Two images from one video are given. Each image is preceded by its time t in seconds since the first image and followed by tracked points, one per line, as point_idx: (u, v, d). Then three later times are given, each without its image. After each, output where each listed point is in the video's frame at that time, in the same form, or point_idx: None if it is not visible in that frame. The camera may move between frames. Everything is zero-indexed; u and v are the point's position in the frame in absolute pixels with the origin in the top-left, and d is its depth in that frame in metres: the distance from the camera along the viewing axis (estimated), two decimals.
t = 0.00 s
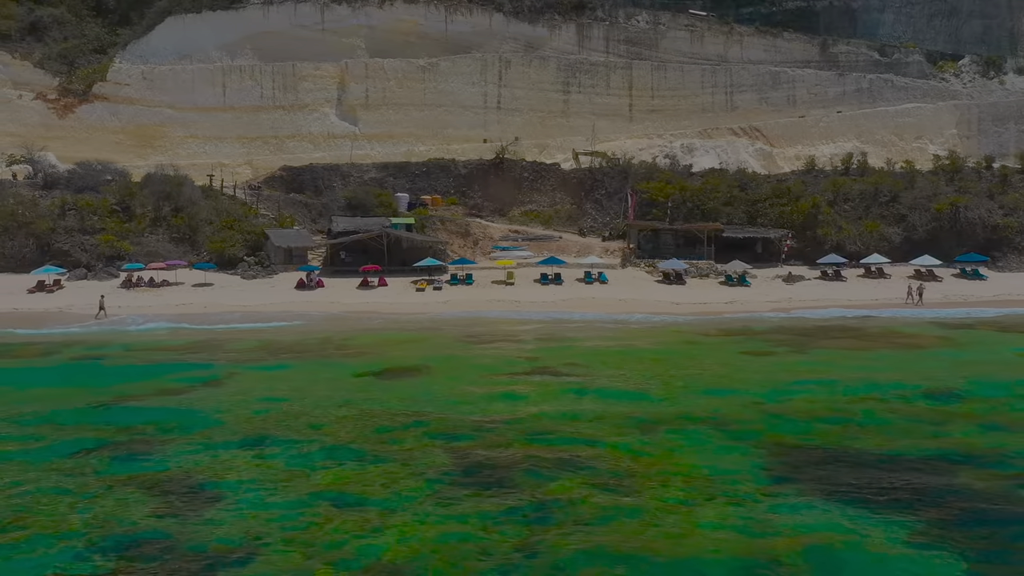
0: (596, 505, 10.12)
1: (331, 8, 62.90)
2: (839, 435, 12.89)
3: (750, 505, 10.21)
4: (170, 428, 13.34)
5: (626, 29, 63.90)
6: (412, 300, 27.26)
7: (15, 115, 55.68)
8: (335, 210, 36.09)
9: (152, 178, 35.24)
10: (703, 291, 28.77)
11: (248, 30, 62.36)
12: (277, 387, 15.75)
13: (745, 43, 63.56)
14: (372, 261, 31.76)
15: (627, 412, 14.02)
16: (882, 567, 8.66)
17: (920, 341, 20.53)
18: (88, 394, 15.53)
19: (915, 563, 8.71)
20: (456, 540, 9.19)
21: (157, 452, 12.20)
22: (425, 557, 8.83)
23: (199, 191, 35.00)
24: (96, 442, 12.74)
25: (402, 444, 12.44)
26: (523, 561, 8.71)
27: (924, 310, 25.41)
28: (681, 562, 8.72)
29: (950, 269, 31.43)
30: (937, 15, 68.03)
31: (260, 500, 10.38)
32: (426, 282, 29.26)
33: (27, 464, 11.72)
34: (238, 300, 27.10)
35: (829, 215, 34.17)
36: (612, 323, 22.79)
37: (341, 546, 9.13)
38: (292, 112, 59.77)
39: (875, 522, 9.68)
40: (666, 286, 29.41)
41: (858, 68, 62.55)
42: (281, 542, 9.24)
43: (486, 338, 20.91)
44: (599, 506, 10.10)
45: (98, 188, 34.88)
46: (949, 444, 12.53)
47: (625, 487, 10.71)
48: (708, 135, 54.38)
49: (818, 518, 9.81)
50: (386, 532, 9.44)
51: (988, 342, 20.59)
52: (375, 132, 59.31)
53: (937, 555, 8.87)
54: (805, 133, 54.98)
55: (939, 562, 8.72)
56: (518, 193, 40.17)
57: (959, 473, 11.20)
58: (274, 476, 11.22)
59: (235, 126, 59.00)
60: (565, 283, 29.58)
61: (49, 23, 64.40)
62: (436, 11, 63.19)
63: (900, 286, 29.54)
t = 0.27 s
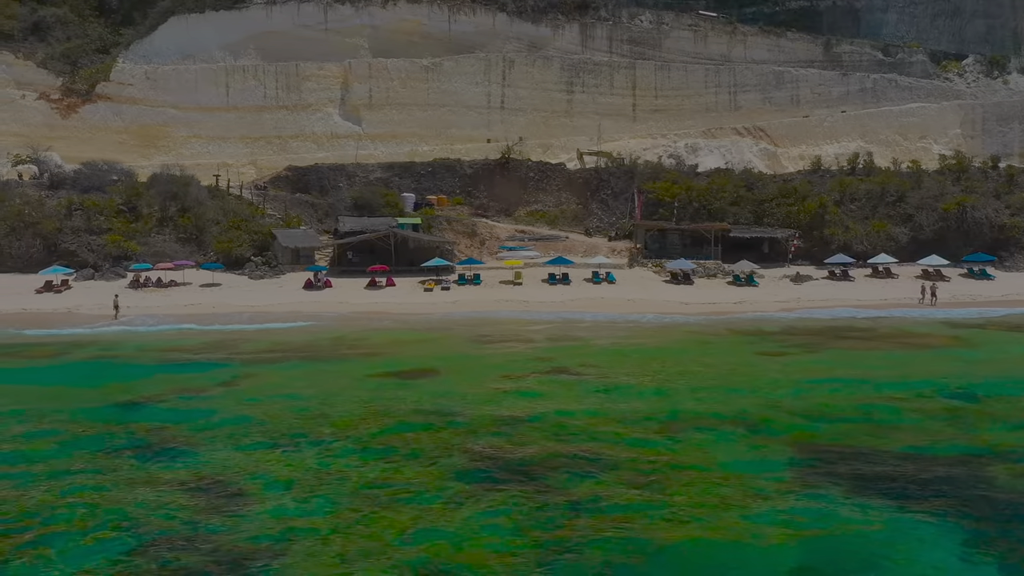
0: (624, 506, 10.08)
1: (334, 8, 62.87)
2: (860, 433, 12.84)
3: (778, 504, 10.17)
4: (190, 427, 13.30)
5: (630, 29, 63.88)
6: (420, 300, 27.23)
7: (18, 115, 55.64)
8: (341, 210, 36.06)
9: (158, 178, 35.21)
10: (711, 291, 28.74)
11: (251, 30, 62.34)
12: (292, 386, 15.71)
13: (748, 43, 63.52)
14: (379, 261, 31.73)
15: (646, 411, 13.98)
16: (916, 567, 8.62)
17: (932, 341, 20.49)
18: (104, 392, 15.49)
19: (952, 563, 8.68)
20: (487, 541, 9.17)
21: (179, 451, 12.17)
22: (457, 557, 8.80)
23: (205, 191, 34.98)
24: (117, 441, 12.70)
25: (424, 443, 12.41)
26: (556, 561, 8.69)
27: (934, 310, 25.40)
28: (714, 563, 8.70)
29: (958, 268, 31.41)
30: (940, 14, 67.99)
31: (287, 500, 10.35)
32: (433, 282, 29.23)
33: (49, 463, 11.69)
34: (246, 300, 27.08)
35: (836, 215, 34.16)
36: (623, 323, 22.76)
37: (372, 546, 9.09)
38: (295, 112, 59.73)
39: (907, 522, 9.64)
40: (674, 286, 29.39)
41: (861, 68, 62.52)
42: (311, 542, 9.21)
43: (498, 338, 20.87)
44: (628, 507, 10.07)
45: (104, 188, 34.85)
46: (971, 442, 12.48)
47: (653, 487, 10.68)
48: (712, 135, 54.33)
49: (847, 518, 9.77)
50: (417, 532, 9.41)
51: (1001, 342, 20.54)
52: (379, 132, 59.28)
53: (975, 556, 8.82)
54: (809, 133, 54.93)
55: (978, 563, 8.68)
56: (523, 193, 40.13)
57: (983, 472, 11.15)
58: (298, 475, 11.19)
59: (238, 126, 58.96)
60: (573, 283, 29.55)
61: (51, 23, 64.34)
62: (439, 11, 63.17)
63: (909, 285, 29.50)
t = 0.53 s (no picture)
0: (653, 507, 10.07)
1: (338, 8, 62.85)
2: (881, 431, 12.81)
3: (808, 505, 10.13)
4: (211, 427, 13.28)
5: (633, 29, 63.87)
6: (429, 300, 27.22)
7: (22, 115, 55.65)
8: (348, 210, 36.06)
9: (165, 178, 35.21)
10: (719, 291, 28.73)
11: (255, 30, 62.33)
12: (308, 386, 15.68)
13: (752, 43, 63.50)
14: (386, 261, 31.72)
15: (666, 412, 13.96)
16: (949, 568, 8.59)
17: (945, 341, 20.45)
18: (122, 392, 15.49)
19: (991, 563, 8.67)
20: (519, 543, 9.14)
21: (201, 451, 12.16)
22: (490, 559, 8.78)
23: (212, 191, 34.98)
24: (138, 440, 12.68)
25: (447, 444, 12.39)
26: (588, 563, 8.66)
27: (944, 310, 25.39)
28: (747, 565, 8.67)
29: (965, 269, 31.40)
30: (944, 14, 67.98)
31: (313, 501, 10.33)
32: (442, 282, 29.23)
33: (72, 463, 11.68)
34: (255, 300, 27.08)
35: (843, 215, 34.16)
36: (634, 323, 22.74)
37: (403, 548, 9.07)
38: (299, 112, 59.72)
39: (940, 521, 9.64)
40: (681, 286, 29.38)
41: (865, 68, 62.51)
42: (342, 544, 9.19)
43: (509, 338, 20.85)
44: (656, 509, 10.03)
45: (111, 188, 34.84)
46: (993, 440, 12.45)
47: (679, 488, 10.66)
48: (716, 135, 54.33)
49: (878, 519, 9.74)
50: (447, 534, 9.38)
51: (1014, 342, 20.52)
52: (383, 132, 59.29)
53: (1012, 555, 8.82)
54: (814, 133, 54.91)
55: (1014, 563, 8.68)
56: (529, 193, 40.13)
57: (1007, 471, 11.12)
58: (323, 476, 11.17)
59: (242, 126, 58.95)
60: (582, 283, 29.55)
61: (55, 23, 64.32)
62: (443, 11, 63.16)
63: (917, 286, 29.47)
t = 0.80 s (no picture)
0: (682, 505, 10.02)
1: (341, 8, 62.76)
2: (901, 430, 12.77)
3: (836, 502, 10.09)
4: (231, 426, 13.24)
5: (637, 29, 63.88)
6: (437, 300, 27.19)
7: (25, 115, 55.67)
8: (353, 210, 36.04)
9: (171, 178, 35.18)
10: (727, 292, 28.70)
11: (258, 30, 62.27)
12: (323, 384, 15.62)
13: (755, 43, 63.46)
14: (392, 261, 31.67)
15: (686, 410, 13.92)
16: (987, 568, 8.53)
17: (959, 340, 20.38)
18: (138, 391, 15.44)
19: None
20: (551, 539, 9.10)
21: (224, 450, 12.11)
22: (522, 556, 8.73)
23: (218, 191, 34.95)
24: (159, 439, 12.64)
25: (470, 442, 12.34)
26: (624, 561, 8.60)
27: (953, 310, 25.37)
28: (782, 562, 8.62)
29: (972, 269, 31.38)
30: (947, 14, 67.96)
31: (340, 500, 10.28)
32: (449, 282, 29.20)
33: (93, 462, 11.64)
34: (263, 300, 27.05)
35: (850, 215, 34.14)
36: (643, 323, 22.72)
37: (434, 547, 9.03)
38: (302, 113, 59.67)
39: (974, 520, 9.59)
40: (689, 286, 29.34)
41: (869, 68, 62.52)
42: (372, 543, 9.14)
43: (521, 337, 20.80)
44: (685, 507, 9.99)
45: (116, 188, 34.80)
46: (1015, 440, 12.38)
47: (707, 486, 10.62)
48: (720, 135, 54.31)
49: (908, 517, 9.69)
50: (478, 532, 9.34)
51: None
52: (386, 132, 59.28)
53: None
54: (818, 133, 54.90)
55: None
56: (534, 193, 40.10)
57: None
58: (348, 474, 11.12)
59: (245, 127, 58.90)
60: (589, 283, 29.55)
61: (58, 23, 64.29)
62: (446, 11, 63.14)
63: (924, 286, 29.45)
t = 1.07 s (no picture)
0: (713, 509, 10.06)
1: (344, 8, 62.76)
2: (923, 433, 12.81)
3: (866, 507, 10.13)
4: (255, 426, 13.27)
5: (640, 29, 63.85)
6: (446, 300, 27.18)
7: (28, 115, 55.70)
8: (360, 210, 36.03)
9: (178, 178, 35.15)
10: (736, 292, 28.70)
11: (261, 30, 62.28)
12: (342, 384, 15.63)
13: (759, 43, 63.45)
14: (400, 261, 31.66)
15: (707, 411, 13.94)
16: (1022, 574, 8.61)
17: (972, 341, 20.38)
18: (158, 390, 15.46)
19: None
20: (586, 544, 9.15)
21: (250, 450, 12.15)
22: (559, 560, 8.77)
23: (225, 191, 34.92)
24: (184, 439, 12.66)
25: (494, 442, 12.37)
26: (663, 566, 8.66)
27: (963, 311, 25.37)
28: (817, 567, 8.67)
29: (980, 269, 31.39)
30: (951, 14, 67.94)
31: (371, 502, 10.32)
32: (458, 282, 29.19)
33: (121, 463, 11.67)
34: (272, 300, 27.04)
35: (857, 215, 34.13)
36: (655, 323, 22.71)
37: (469, 551, 9.06)
38: (306, 113, 59.66)
39: (1004, 527, 9.68)
40: (697, 286, 29.33)
41: (872, 68, 62.52)
42: (407, 547, 9.18)
43: (534, 337, 20.80)
44: (716, 510, 10.04)
45: (124, 188, 34.79)
46: None
47: (735, 489, 10.66)
48: (725, 135, 54.30)
49: (938, 523, 9.73)
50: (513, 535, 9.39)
51: None
52: (390, 132, 59.25)
53: None
54: (822, 133, 54.89)
55: None
56: (541, 193, 40.08)
57: None
58: (376, 476, 11.16)
59: (249, 126, 58.88)
60: (598, 283, 29.53)
61: (61, 23, 64.29)
62: (450, 11, 63.13)
63: (933, 286, 29.44)
